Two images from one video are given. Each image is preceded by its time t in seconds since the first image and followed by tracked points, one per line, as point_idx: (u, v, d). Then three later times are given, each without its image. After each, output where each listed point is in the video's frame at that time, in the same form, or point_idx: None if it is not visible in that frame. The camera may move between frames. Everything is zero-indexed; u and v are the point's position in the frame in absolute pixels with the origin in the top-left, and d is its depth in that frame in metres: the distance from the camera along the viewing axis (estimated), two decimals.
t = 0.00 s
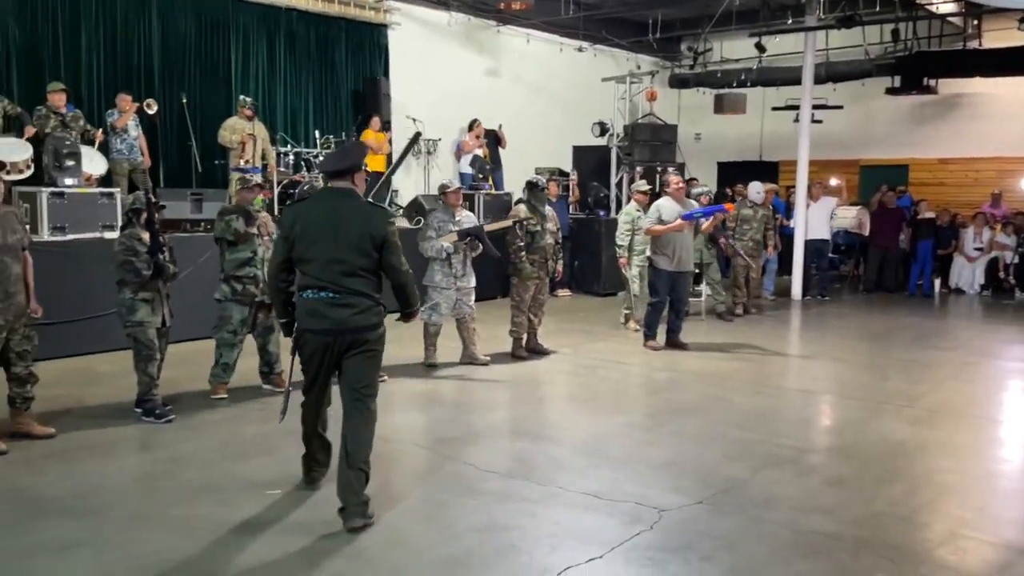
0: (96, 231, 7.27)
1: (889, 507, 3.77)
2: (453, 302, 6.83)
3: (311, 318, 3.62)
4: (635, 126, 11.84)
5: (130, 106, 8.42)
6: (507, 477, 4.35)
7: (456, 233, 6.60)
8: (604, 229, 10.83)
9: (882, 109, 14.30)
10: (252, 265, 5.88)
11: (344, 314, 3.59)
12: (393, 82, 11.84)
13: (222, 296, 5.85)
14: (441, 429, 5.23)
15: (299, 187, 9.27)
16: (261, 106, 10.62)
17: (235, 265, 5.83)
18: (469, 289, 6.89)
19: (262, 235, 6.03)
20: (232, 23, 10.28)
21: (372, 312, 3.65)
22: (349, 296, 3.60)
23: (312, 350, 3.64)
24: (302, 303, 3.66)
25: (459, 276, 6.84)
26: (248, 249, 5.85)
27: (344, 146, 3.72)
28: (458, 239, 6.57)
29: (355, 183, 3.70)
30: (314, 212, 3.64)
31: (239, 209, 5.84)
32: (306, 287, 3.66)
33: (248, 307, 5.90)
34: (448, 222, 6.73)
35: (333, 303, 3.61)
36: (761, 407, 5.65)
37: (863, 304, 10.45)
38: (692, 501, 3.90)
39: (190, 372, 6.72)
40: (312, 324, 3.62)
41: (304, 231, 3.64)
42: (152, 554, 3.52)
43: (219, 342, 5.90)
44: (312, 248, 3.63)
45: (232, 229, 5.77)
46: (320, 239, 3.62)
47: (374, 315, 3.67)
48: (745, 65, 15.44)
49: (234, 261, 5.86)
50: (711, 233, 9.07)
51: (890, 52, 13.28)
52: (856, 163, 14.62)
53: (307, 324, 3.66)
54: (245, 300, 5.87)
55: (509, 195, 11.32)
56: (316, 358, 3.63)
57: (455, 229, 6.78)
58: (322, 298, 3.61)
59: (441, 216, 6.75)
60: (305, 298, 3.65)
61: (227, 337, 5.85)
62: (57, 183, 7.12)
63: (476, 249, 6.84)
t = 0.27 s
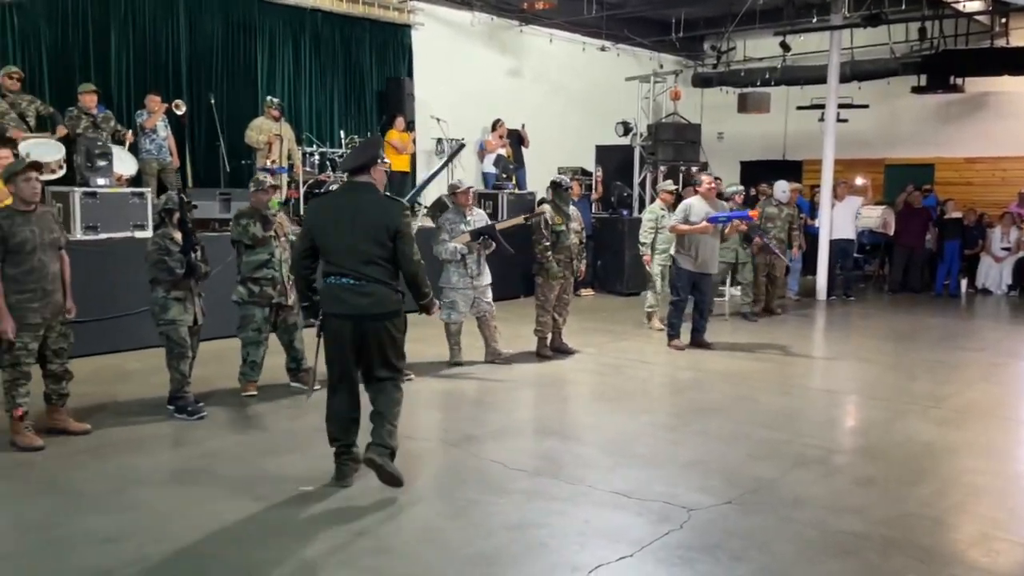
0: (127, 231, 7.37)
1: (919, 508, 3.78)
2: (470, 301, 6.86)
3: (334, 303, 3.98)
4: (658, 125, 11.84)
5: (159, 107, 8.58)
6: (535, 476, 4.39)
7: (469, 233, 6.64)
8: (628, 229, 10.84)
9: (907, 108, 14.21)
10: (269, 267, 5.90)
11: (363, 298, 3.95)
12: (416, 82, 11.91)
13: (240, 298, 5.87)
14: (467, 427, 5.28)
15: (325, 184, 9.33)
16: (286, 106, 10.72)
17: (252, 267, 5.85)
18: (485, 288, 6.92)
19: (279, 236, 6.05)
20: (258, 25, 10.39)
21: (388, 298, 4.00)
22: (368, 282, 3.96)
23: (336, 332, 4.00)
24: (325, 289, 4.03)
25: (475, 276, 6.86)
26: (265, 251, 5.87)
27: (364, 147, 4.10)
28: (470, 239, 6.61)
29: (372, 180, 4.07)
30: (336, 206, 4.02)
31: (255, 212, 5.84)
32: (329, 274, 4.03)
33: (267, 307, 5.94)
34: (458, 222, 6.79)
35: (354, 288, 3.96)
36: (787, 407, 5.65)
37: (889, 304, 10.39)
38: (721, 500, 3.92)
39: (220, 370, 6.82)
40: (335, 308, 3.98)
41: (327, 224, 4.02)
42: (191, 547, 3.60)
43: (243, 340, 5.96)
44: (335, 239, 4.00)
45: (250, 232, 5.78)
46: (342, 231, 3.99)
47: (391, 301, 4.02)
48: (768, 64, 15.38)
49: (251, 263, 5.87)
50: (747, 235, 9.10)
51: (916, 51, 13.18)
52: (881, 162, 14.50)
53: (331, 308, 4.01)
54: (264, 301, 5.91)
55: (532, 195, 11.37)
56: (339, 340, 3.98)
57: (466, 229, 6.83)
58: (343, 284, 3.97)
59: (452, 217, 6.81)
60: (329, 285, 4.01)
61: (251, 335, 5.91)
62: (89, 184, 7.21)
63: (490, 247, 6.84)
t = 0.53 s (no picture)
0: (159, 230, 7.47)
1: (951, 509, 3.77)
2: (495, 299, 6.88)
3: (366, 296, 4.19)
4: (683, 124, 11.81)
5: (189, 108, 8.71)
6: (564, 474, 4.41)
7: (489, 233, 6.68)
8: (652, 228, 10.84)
9: (935, 107, 14.09)
10: (294, 265, 5.95)
11: (393, 294, 4.15)
12: (441, 83, 11.98)
13: (265, 297, 5.93)
14: (495, 425, 5.31)
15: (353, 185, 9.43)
16: (313, 106, 10.81)
17: (276, 267, 5.91)
18: (509, 285, 6.94)
19: (303, 234, 6.08)
20: (285, 26, 10.49)
21: (416, 294, 4.19)
22: (399, 280, 4.15)
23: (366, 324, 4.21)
24: (360, 283, 4.24)
25: (498, 274, 6.88)
26: (290, 250, 5.93)
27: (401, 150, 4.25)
28: (491, 239, 6.61)
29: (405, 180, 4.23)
30: (373, 206, 4.22)
31: (279, 212, 5.89)
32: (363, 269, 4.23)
33: (292, 305, 6.00)
34: (479, 222, 6.77)
35: (384, 285, 4.16)
36: (815, 407, 5.64)
37: (917, 305, 10.30)
38: (751, 500, 3.93)
39: (250, 368, 6.91)
40: (367, 303, 4.19)
41: (364, 222, 4.21)
42: (228, 541, 3.67)
43: (272, 338, 6.04)
44: (369, 237, 4.20)
45: (276, 232, 5.86)
46: (377, 230, 4.18)
47: (419, 299, 4.20)
48: (794, 63, 15.30)
49: (276, 261, 5.93)
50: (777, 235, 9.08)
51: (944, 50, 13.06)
52: (908, 162, 14.39)
53: (363, 301, 4.22)
54: (289, 299, 5.96)
55: (557, 195, 11.40)
56: (368, 332, 4.20)
57: (486, 228, 6.80)
58: (375, 280, 4.17)
59: (472, 216, 6.79)
60: (364, 280, 4.23)
61: (279, 333, 5.99)
62: (122, 183, 7.31)
63: (511, 245, 6.85)
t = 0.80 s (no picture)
0: (182, 229, 7.54)
1: (978, 510, 3.75)
2: (514, 298, 6.93)
3: (400, 292, 4.36)
4: (703, 124, 11.79)
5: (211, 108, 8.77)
6: (587, 473, 4.43)
7: (509, 232, 6.67)
8: (671, 228, 10.83)
9: (957, 107, 13.99)
10: (321, 263, 5.98)
11: (425, 290, 4.30)
12: (460, 83, 12.02)
13: (294, 295, 5.98)
14: (517, 424, 5.33)
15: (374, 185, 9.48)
16: (334, 106, 10.88)
17: (303, 265, 5.94)
18: (526, 284, 6.99)
19: (328, 233, 6.12)
20: (307, 27, 10.55)
21: (447, 292, 4.33)
22: (432, 277, 4.30)
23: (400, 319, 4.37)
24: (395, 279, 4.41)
25: (517, 273, 6.92)
26: (316, 248, 5.96)
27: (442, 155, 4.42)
28: (511, 238, 6.61)
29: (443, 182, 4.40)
30: (411, 207, 4.38)
31: (305, 211, 5.96)
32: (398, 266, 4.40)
33: (320, 302, 6.04)
34: (499, 221, 6.80)
35: (418, 281, 4.31)
36: (837, 408, 5.63)
37: (938, 306, 10.24)
38: (775, 500, 3.94)
39: (273, 366, 6.96)
40: (401, 297, 4.35)
41: (401, 220, 4.37)
42: (256, 536, 3.71)
43: (297, 337, 6.12)
44: (405, 235, 4.36)
45: (303, 231, 5.91)
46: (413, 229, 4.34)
47: (450, 297, 4.34)
48: (815, 63, 15.22)
49: (303, 260, 5.97)
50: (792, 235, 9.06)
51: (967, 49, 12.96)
52: (929, 162, 14.29)
53: (398, 296, 4.38)
54: (317, 297, 6.00)
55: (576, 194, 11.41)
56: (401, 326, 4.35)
57: (506, 227, 6.83)
58: (409, 276, 4.33)
59: (492, 216, 6.82)
60: (398, 276, 4.39)
61: (305, 332, 6.06)
62: (146, 182, 7.40)
63: (531, 244, 6.86)
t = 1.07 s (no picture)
0: (204, 230, 7.61)
1: (1001, 512, 3.74)
2: (533, 298, 6.95)
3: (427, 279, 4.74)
4: (721, 125, 11.77)
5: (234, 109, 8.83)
6: (607, 473, 4.45)
7: (532, 231, 6.71)
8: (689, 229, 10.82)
9: (978, 107, 13.88)
10: (346, 261, 6.05)
11: (445, 278, 4.65)
12: (478, 83, 12.07)
13: (322, 295, 6.07)
14: (536, 424, 5.36)
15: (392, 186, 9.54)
16: (353, 107, 10.94)
17: (329, 265, 6.03)
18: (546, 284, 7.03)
19: (351, 232, 6.16)
20: (326, 28, 10.62)
21: (467, 280, 4.64)
22: (450, 266, 4.64)
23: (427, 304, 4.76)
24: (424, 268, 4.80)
25: (538, 273, 6.93)
26: (339, 248, 6.03)
27: (463, 153, 4.73)
28: (534, 237, 6.67)
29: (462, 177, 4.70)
30: (435, 201, 4.74)
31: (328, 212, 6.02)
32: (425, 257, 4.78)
33: (347, 301, 6.11)
34: (522, 220, 6.83)
35: (438, 270, 4.67)
36: (857, 409, 5.62)
37: (959, 308, 10.17)
38: (796, 501, 3.95)
39: (294, 365, 7.03)
40: (426, 284, 4.74)
41: (426, 213, 4.75)
42: (281, 532, 3.76)
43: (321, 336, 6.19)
44: (430, 227, 4.73)
45: (325, 231, 5.96)
46: (434, 222, 4.70)
47: (469, 285, 4.65)
48: (834, 63, 15.16)
49: (327, 260, 6.04)
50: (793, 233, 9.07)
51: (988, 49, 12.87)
52: (949, 162, 14.19)
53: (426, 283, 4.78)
54: (344, 295, 6.08)
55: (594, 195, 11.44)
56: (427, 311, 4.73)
57: (529, 227, 6.85)
58: (432, 265, 4.70)
59: (515, 216, 6.84)
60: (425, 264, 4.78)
61: (328, 332, 6.13)
62: (168, 183, 7.46)
63: (553, 244, 6.92)
